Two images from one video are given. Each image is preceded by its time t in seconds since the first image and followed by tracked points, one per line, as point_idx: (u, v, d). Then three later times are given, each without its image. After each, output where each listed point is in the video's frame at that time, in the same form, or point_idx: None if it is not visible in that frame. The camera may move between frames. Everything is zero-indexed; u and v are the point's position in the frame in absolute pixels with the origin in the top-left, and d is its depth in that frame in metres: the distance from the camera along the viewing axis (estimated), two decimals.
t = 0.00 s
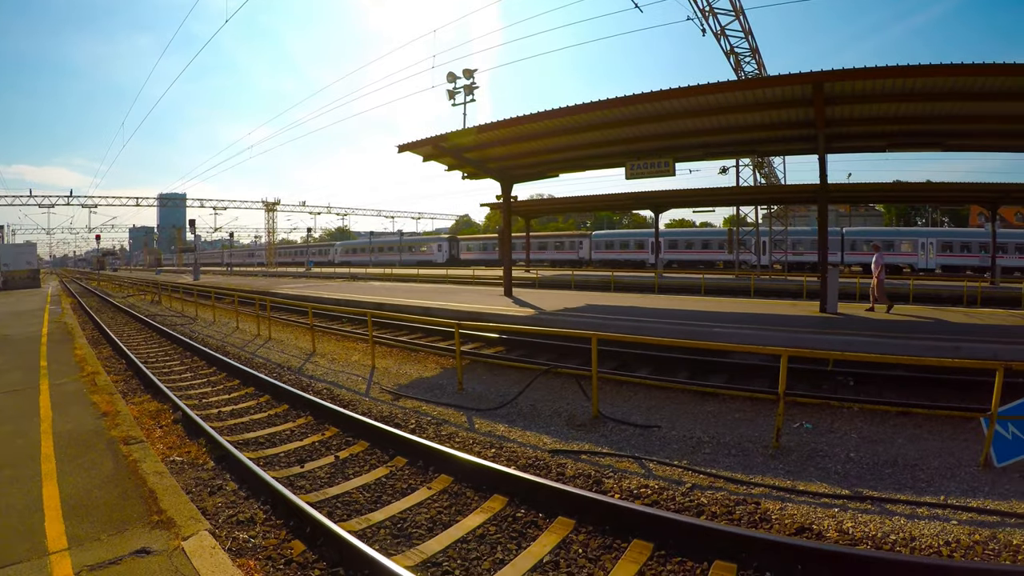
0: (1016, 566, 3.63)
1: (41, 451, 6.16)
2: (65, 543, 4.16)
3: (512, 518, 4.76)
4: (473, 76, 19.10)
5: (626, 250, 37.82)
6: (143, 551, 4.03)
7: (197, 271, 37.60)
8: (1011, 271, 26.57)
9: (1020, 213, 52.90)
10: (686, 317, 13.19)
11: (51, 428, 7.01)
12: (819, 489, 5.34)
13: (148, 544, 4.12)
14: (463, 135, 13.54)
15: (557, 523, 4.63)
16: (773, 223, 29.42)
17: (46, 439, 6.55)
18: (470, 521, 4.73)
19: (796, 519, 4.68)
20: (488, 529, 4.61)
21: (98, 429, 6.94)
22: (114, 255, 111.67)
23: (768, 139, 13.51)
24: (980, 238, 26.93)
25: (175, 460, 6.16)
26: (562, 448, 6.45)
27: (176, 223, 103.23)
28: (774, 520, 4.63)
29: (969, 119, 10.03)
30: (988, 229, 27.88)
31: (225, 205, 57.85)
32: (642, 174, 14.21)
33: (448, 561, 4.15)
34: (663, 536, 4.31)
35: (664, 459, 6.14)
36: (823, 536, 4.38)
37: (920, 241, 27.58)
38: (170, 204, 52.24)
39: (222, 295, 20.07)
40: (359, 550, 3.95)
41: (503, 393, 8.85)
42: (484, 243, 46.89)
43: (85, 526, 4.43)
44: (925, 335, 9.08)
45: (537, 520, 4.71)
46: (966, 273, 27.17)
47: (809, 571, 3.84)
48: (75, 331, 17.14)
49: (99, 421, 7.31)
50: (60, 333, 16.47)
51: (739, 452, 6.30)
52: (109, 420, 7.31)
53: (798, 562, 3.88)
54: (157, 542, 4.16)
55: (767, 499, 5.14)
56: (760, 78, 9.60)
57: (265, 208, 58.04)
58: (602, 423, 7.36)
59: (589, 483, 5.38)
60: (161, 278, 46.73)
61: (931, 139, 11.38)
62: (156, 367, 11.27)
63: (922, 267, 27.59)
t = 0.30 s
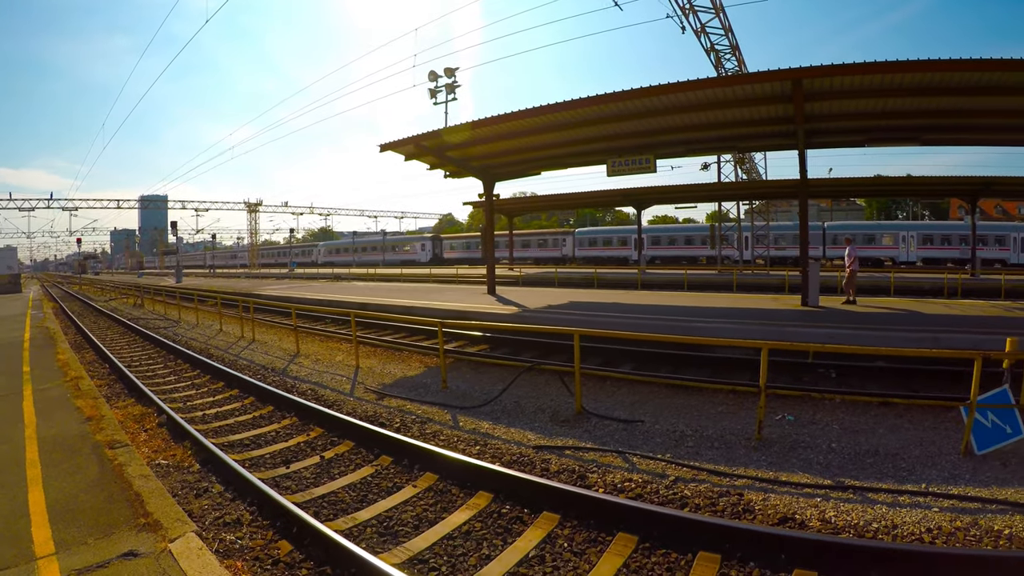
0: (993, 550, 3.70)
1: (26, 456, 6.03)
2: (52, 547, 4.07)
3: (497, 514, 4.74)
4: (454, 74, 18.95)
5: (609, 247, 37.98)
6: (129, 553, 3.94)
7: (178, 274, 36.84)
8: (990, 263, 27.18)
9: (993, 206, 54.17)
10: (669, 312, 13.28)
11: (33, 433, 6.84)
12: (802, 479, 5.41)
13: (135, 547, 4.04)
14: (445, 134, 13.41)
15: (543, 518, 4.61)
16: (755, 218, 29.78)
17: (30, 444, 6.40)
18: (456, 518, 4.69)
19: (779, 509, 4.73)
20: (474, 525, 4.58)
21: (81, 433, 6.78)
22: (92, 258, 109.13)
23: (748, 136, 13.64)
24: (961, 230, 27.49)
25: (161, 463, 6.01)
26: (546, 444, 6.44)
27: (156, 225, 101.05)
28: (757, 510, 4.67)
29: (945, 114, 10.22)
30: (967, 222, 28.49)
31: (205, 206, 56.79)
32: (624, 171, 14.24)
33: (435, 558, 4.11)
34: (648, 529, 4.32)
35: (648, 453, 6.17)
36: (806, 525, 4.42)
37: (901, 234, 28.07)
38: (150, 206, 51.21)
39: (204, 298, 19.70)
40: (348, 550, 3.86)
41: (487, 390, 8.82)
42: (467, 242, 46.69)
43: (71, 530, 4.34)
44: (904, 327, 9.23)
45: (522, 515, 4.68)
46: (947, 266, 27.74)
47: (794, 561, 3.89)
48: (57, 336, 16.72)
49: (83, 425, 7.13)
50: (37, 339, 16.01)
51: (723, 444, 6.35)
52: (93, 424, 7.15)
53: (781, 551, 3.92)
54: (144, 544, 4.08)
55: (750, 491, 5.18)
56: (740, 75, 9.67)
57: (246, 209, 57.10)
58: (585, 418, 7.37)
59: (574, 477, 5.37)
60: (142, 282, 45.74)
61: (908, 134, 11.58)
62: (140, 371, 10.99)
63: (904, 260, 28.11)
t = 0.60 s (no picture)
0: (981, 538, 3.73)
1: (17, 461, 5.92)
2: (47, 552, 4.01)
3: (490, 511, 4.71)
4: (441, 72, 18.81)
5: (598, 243, 38.04)
6: (123, 556, 3.88)
7: (167, 277, 36.33)
8: (976, 255, 27.56)
9: (977, 198, 54.93)
10: (659, 308, 13.32)
11: (23, 438, 6.71)
12: (792, 471, 5.43)
13: (129, 549, 3.98)
14: (432, 132, 13.31)
15: (535, 514, 4.60)
16: (743, 213, 29.95)
17: (20, 449, 6.28)
18: (448, 515, 4.65)
19: (770, 501, 4.75)
20: (466, 522, 4.55)
21: (72, 438, 6.66)
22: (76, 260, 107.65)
23: (735, 131, 13.70)
24: (948, 223, 27.82)
25: (153, 466, 5.90)
26: (537, 440, 6.42)
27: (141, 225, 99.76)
28: (748, 503, 4.68)
29: (928, 108, 10.32)
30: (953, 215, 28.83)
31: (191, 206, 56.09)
32: (612, 167, 14.20)
33: (428, 555, 4.08)
34: (640, 522, 4.32)
35: (639, 447, 6.17)
36: (797, 517, 4.44)
37: (889, 228, 28.36)
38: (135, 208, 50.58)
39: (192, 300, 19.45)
40: (342, 548, 3.82)
41: (478, 387, 8.79)
42: (457, 240, 46.54)
43: (65, 534, 4.27)
44: (891, 319, 9.33)
45: (515, 512, 4.67)
46: (935, 258, 28.08)
47: (786, 553, 3.90)
48: (46, 340, 16.46)
49: (73, 429, 7.00)
50: (23, 344, 15.73)
51: (713, 438, 6.37)
52: (83, 428, 7.02)
53: (773, 543, 3.94)
54: (138, 547, 4.02)
55: (741, 483, 5.20)
56: (727, 70, 9.69)
57: (233, 209, 56.46)
58: (576, 414, 7.36)
59: (565, 473, 5.36)
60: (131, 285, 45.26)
61: (893, 127, 11.68)
62: (130, 374, 10.81)
63: (892, 253, 28.42)
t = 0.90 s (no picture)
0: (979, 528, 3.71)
1: (12, 469, 5.83)
2: (44, 561, 3.97)
3: (487, 510, 4.65)
4: (429, 72, 18.67)
5: (590, 240, 38.05)
6: (121, 563, 3.84)
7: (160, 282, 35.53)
8: (968, 245, 27.79)
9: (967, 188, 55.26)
10: (653, 303, 13.32)
11: (16, 446, 6.60)
12: (787, 464, 5.42)
13: (126, 556, 3.93)
14: (422, 132, 13.20)
15: (532, 511, 4.54)
16: (735, 207, 30.02)
17: (14, 458, 6.19)
18: (445, 515, 4.59)
19: (766, 495, 4.72)
20: (463, 521, 4.49)
21: (66, 445, 6.54)
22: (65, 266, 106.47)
23: (725, 126, 13.70)
24: (939, 214, 28.02)
25: (148, 471, 5.78)
26: (532, 438, 6.38)
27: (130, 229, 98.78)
28: (744, 497, 4.65)
29: (918, 100, 10.35)
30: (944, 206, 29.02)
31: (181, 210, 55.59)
32: (602, 164, 14.09)
33: (426, 556, 4.01)
34: (638, 518, 4.28)
35: (634, 443, 6.14)
36: (793, 509, 4.42)
37: (881, 220, 28.53)
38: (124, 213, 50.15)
39: (184, 303, 19.24)
40: (340, 551, 3.74)
41: (472, 386, 8.72)
42: (449, 239, 46.39)
43: (62, 542, 4.23)
44: (884, 311, 9.36)
45: (511, 510, 4.61)
46: (926, 249, 28.27)
47: (782, 546, 3.87)
48: (35, 348, 16.24)
49: (67, 437, 6.88)
50: (13, 352, 15.50)
51: (708, 433, 6.35)
52: (78, 435, 6.89)
53: (771, 537, 3.91)
54: (135, 553, 3.97)
55: (737, 477, 5.18)
56: (717, 64, 9.67)
57: (225, 213, 55.99)
58: (571, 411, 7.31)
59: (561, 470, 5.31)
60: (124, 290, 44.87)
61: (883, 119, 11.71)
62: (123, 379, 10.64)
63: (883, 244, 28.60)
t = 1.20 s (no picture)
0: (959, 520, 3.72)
1: None
2: (17, 571, 3.75)
3: (469, 510, 4.54)
4: (408, 70, 18.43)
5: (569, 239, 38.12)
6: (98, 573, 3.64)
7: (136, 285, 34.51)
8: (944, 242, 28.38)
9: (942, 186, 56.65)
10: (632, 301, 13.35)
11: None
12: (769, 461, 5.41)
13: (104, 565, 3.73)
14: (401, 132, 13.03)
15: (514, 512, 4.46)
16: (713, 205, 30.34)
17: None
18: (427, 516, 4.49)
19: (748, 491, 4.71)
20: (445, 522, 4.38)
21: (42, 452, 6.26)
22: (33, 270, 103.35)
23: (704, 125, 13.79)
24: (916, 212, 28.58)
25: (127, 478, 5.56)
26: (513, 437, 6.30)
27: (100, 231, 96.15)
28: (726, 493, 4.62)
29: (893, 98, 10.52)
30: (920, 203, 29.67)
31: (155, 211, 54.24)
32: (581, 163, 14.09)
33: (409, 558, 3.91)
34: (621, 516, 4.21)
35: (616, 442, 6.09)
36: (776, 505, 4.42)
37: (858, 217, 29.11)
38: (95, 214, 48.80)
39: (159, 306, 18.74)
40: (322, 555, 3.62)
41: (453, 386, 8.60)
42: (428, 239, 46.00)
43: (37, 552, 4.00)
44: (862, 307, 9.51)
45: (494, 510, 4.51)
46: (903, 246, 28.80)
47: (766, 542, 3.84)
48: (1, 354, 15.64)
49: (44, 443, 6.60)
50: None
51: (689, 430, 6.34)
52: (54, 442, 6.60)
53: (754, 533, 3.87)
54: (114, 562, 3.77)
55: (719, 474, 5.16)
56: (697, 63, 9.70)
57: (203, 214, 54.66)
58: (552, 410, 7.25)
59: (542, 470, 5.24)
60: (99, 293, 43.72)
61: (859, 118, 11.90)
62: (100, 384, 10.28)
63: (861, 242, 29.07)
